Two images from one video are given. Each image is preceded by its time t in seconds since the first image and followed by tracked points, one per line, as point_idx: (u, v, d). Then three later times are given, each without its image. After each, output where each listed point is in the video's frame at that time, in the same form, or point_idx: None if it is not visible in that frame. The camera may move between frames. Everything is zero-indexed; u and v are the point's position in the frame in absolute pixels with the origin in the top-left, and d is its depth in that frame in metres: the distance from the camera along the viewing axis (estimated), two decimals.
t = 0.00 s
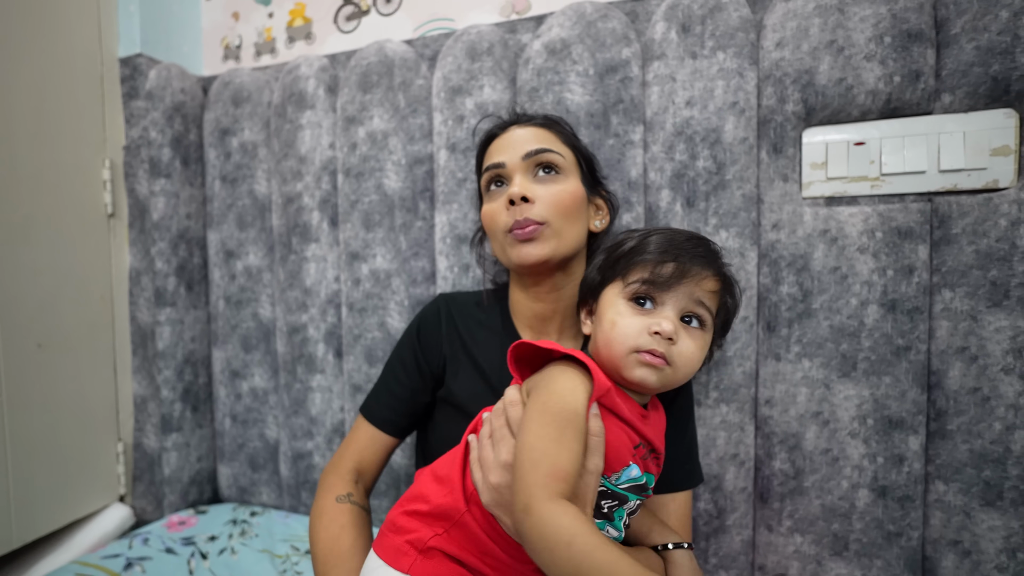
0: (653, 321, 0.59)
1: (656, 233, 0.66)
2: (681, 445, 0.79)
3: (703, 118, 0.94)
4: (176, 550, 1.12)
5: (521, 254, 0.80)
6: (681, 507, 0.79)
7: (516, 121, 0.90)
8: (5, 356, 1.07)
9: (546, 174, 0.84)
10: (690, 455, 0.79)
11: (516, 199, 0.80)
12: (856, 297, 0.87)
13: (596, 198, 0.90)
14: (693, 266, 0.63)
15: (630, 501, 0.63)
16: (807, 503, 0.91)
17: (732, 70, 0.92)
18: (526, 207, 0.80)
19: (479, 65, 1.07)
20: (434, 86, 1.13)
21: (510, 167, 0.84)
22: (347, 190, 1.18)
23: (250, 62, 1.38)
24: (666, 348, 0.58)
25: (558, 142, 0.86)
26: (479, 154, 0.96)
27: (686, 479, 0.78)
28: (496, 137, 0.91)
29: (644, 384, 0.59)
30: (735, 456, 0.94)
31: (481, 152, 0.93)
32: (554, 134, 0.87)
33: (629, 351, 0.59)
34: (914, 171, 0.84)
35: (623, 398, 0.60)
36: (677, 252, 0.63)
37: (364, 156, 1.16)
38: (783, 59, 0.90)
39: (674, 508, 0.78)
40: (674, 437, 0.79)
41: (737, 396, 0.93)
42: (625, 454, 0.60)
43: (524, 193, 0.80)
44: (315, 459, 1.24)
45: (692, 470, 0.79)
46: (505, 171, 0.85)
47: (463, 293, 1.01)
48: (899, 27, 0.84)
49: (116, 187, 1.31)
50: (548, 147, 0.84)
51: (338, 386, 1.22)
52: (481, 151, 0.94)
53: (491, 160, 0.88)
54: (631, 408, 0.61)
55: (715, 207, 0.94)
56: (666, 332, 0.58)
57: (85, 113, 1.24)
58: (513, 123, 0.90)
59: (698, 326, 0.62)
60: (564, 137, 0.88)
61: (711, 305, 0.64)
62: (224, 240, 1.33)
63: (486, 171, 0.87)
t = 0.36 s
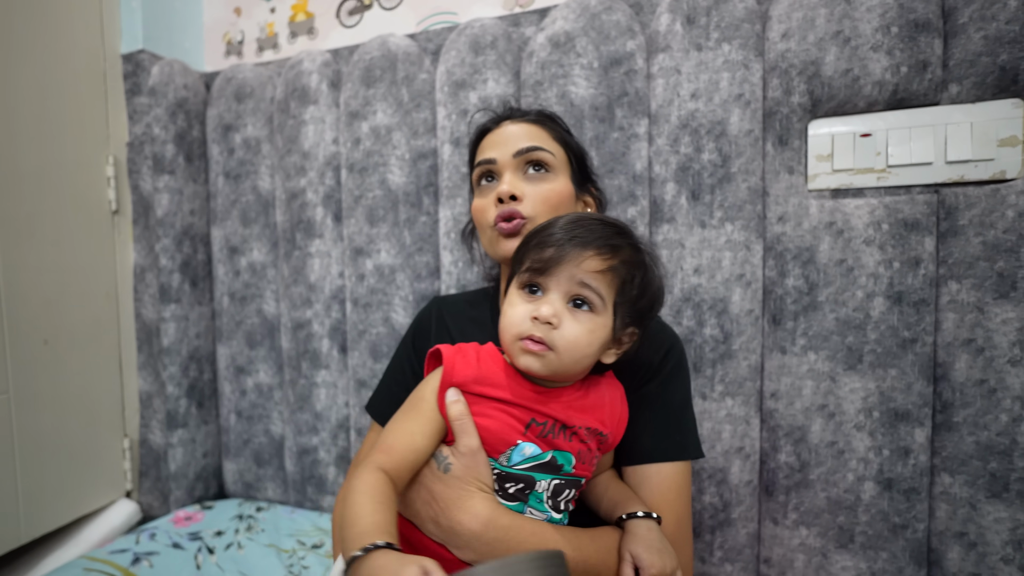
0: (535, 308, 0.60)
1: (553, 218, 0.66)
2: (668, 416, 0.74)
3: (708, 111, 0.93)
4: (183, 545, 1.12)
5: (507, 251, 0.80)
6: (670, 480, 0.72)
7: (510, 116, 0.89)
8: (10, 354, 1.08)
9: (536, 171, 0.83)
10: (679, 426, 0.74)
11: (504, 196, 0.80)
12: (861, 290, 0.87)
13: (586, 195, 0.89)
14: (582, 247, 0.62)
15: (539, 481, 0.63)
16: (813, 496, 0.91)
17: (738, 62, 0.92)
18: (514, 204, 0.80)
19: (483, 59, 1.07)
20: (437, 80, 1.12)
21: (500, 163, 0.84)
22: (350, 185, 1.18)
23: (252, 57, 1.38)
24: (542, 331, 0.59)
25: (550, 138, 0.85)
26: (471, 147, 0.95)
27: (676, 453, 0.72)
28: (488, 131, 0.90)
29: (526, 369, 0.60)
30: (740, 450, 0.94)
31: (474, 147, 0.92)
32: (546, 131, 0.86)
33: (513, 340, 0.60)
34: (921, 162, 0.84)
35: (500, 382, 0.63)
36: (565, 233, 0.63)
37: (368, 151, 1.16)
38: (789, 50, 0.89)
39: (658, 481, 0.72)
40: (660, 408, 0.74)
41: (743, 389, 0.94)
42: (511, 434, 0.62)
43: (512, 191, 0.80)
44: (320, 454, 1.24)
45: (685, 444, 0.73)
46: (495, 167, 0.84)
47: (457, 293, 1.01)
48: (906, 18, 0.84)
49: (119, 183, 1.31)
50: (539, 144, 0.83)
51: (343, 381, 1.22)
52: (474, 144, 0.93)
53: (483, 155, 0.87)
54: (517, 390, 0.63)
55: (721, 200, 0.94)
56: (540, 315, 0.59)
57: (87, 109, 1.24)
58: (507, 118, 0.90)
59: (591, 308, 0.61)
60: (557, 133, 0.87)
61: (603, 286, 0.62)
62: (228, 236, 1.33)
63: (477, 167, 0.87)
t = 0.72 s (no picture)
0: (410, 302, 0.67)
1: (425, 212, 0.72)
2: (626, 377, 0.74)
3: (717, 103, 0.93)
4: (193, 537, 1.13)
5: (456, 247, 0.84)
6: (622, 446, 0.71)
7: (479, 111, 0.91)
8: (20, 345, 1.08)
9: (493, 169, 0.86)
10: (637, 388, 0.74)
11: (457, 193, 0.83)
12: (872, 284, 0.87)
13: (550, 196, 0.92)
14: (445, 239, 0.68)
15: (441, 470, 0.68)
16: (822, 491, 0.91)
17: (747, 54, 0.91)
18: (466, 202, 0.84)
19: (489, 52, 1.07)
20: (443, 73, 1.12)
21: (460, 159, 0.86)
22: (357, 179, 1.18)
23: (257, 51, 1.38)
24: (418, 323, 0.65)
25: (513, 137, 0.87)
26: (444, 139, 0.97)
27: (634, 414, 0.72)
28: (459, 123, 0.92)
29: (414, 360, 0.66)
30: (748, 444, 0.94)
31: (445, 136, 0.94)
32: (510, 129, 0.87)
33: (398, 335, 0.67)
34: (932, 154, 0.83)
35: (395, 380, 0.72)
36: (429, 227, 0.69)
37: (374, 145, 1.16)
38: (799, 42, 0.89)
39: (611, 444, 0.71)
40: (618, 369, 0.75)
41: (751, 383, 0.93)
42: (407, 427, 0.70)
43: (465, 189, 0.83)
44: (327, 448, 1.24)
45: (644, 406, 0.73)
46: (456, 162, 0.87)
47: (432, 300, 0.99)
48: (918, 8, 0.83)
49: (127, 177, 1.31)
50: (499, 143, 0.85)
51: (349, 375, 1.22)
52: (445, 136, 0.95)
53: (448, 147, 0.90)
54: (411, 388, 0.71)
55: (729, 194, 0.93)
56: (412, 310, 0.66)
57: (95, 103, 1.25)
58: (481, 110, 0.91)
59: (462, 290, 0.67)
60: (522, 132, 0.88)
61: (470, 267, 0.67)
62: (234, 230, 1.33)
63: (441, 158, 0.90)
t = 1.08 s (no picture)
0: (391, 341, 0.67)
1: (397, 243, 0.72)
2: (644, 382, 0.74)
3: (744, 101, 0.92)
4: (219, 530, 1.15)
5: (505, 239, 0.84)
6: (625, 453, 0.70)
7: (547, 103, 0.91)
8: (55, 342, 1.11)
9: (557, 168, 0.86)
10: (654, 395, 0.73)
11: (523, 183, 0.83)
12: (903, 283, 0.85)
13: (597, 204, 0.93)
14: (420, 273, 0.67)
15: (429, 502, 0.68)
16: (850, 492, 0.90)
17: (774, 51, 0.90)
18: (530, 195, 0.83)
19: (512, 52, 1.07)
20: (466, 73, 1.13)
21: (527, 149, 0.85)
22: (380, 179, 1.19)
23: (282, 53, 1.40)
24: (404, 362, 0.65)
25: (581, 138, 0.87)
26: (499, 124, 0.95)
27: (649, 417, 0.71)
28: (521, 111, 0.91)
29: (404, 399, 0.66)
30: (774, 444, 0.93)
31: (502, 123, 0.92)
32: (579, 129, 0.88)
33: (383, 373, 0.67)
34: (967, 151, 0.81)
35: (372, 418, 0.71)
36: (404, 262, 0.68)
37: (397, 145, 1.17)
38: (828, 38, 0.88)
39: (615, 449, 0.70)
40: (638, 372, 0.75)
41: (777, 383, 0.92)
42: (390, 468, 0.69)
43: (532, 181, 0.83)
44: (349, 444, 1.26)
45: (659, 410, 0.72)
46: (521, 151, 0.86)
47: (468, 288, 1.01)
48: (952, 2, 0.81)
49: (156, 177, 1.34)
50: (569, 142, 0.85)
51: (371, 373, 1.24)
52: (502, 121, 0.94)
53: (512, 134, 0.88)
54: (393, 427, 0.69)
55: (756, 191, 0.92)
56: (396, 349, 0.65)
57: (126, 105, 1.27)
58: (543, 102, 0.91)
59: (443, 326, 0.66)
60: (587, 134, 0.89)
61: (449, 302, 0.66)
62: (259, 229, 1.35)
63: (503, 143, 0.87)
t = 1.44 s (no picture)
0: (462, 419, 0.56)
1: (463, 288, 0.52)
2: (671, 383, 0.76)
3: (747, 100, 0.92)
4: (214, 522, 1.15)
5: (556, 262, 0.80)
6: (655, 448, 0.72)
7: (626, 117, 0.84)
8: (52, 330, 1.11)
9: (626, 201, 0.82)
10: (682, 397, 0.75)
11: (593, 216, 0.78)
12: (903, 284, 0.85)
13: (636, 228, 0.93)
14: (506, 348, 0.52)
15: (463, 519, 0.67)
16: (845, 493, 0.90)
17: (779, 50, 0.90)
18: (594, 227, 0.79)
19: (516, 47, 1.07)
20: (470, 68, 1.13)
21: (603, 175, 0.80)
22: (381, 172, 1.19)
23: (285, 45, 1.40)
24: (478, 438, 0.57)
25: (652, 171, 0.84)
26: (560, 119, 0.88)
27: (677, 418, 0.73)
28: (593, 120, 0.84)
29: (465, 452, 0.61)
30: (770, 443, 0.93)
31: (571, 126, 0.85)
32: (651, 159, 0.84)
33: (441, 438, 0.59)
34: (970, 153, 0.81)
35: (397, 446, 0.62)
36: (481, 325, 0.52)
37: (399, 138, 1.17)
38: (833, 38, 0.88)
39: (642, 447, 0.71)
40: (666, 372, 0.77)
41: (775, 382, 0.92)
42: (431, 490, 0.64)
43: (602, 215, 0.79)
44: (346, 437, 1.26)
45: (687, 411, 0.74)
46: (596, 176, 0.81)
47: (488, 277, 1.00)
48: (959, 4, 0.81)
49: (157, 167, 1.34)
50: (643, 177, 0.82)
51: (370, 366, 1.24)
52: (565, 118, 0.87)
53: (587, 150, 0.81)
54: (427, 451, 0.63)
55: (757, 190, 0.92)
56: (471, 430, 0.56)
57: (127, 93, 1.27)
58: (624, 114, 0.84)
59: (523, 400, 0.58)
60: (655, 163, 0.85)
61: (534, 381, 0.57)
62: (260, 221, 1.35)
63: (574, 158, 0.81)
